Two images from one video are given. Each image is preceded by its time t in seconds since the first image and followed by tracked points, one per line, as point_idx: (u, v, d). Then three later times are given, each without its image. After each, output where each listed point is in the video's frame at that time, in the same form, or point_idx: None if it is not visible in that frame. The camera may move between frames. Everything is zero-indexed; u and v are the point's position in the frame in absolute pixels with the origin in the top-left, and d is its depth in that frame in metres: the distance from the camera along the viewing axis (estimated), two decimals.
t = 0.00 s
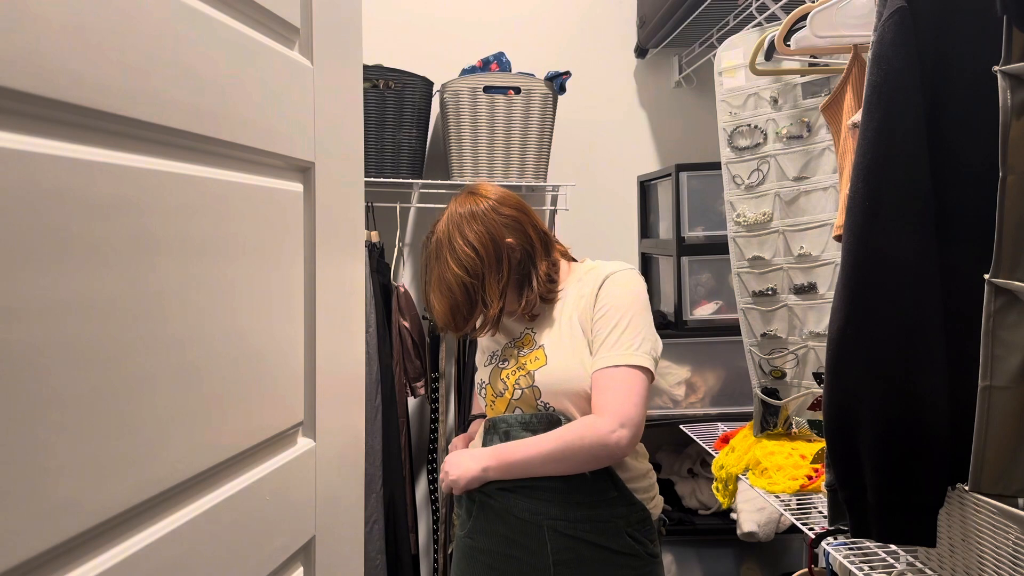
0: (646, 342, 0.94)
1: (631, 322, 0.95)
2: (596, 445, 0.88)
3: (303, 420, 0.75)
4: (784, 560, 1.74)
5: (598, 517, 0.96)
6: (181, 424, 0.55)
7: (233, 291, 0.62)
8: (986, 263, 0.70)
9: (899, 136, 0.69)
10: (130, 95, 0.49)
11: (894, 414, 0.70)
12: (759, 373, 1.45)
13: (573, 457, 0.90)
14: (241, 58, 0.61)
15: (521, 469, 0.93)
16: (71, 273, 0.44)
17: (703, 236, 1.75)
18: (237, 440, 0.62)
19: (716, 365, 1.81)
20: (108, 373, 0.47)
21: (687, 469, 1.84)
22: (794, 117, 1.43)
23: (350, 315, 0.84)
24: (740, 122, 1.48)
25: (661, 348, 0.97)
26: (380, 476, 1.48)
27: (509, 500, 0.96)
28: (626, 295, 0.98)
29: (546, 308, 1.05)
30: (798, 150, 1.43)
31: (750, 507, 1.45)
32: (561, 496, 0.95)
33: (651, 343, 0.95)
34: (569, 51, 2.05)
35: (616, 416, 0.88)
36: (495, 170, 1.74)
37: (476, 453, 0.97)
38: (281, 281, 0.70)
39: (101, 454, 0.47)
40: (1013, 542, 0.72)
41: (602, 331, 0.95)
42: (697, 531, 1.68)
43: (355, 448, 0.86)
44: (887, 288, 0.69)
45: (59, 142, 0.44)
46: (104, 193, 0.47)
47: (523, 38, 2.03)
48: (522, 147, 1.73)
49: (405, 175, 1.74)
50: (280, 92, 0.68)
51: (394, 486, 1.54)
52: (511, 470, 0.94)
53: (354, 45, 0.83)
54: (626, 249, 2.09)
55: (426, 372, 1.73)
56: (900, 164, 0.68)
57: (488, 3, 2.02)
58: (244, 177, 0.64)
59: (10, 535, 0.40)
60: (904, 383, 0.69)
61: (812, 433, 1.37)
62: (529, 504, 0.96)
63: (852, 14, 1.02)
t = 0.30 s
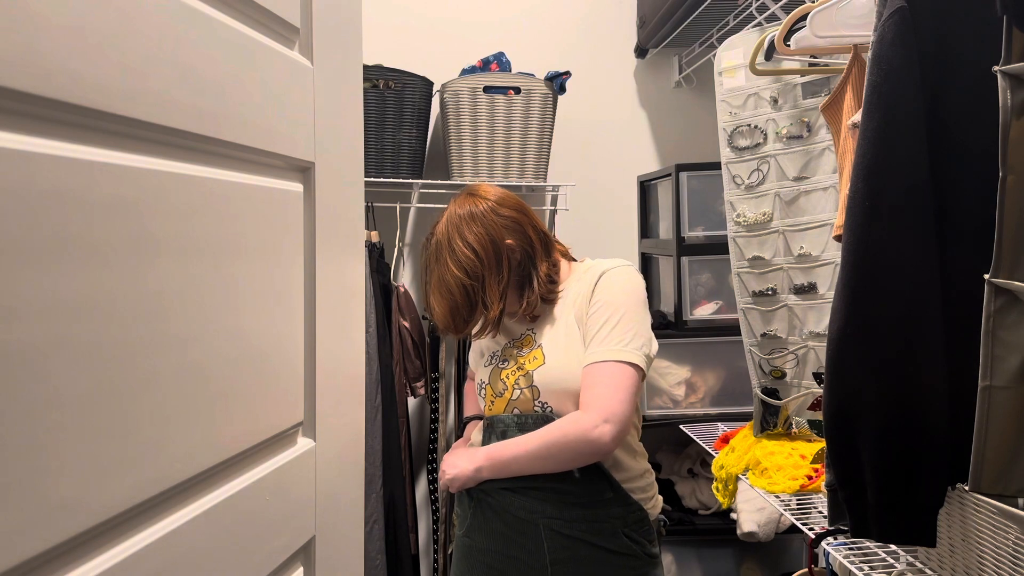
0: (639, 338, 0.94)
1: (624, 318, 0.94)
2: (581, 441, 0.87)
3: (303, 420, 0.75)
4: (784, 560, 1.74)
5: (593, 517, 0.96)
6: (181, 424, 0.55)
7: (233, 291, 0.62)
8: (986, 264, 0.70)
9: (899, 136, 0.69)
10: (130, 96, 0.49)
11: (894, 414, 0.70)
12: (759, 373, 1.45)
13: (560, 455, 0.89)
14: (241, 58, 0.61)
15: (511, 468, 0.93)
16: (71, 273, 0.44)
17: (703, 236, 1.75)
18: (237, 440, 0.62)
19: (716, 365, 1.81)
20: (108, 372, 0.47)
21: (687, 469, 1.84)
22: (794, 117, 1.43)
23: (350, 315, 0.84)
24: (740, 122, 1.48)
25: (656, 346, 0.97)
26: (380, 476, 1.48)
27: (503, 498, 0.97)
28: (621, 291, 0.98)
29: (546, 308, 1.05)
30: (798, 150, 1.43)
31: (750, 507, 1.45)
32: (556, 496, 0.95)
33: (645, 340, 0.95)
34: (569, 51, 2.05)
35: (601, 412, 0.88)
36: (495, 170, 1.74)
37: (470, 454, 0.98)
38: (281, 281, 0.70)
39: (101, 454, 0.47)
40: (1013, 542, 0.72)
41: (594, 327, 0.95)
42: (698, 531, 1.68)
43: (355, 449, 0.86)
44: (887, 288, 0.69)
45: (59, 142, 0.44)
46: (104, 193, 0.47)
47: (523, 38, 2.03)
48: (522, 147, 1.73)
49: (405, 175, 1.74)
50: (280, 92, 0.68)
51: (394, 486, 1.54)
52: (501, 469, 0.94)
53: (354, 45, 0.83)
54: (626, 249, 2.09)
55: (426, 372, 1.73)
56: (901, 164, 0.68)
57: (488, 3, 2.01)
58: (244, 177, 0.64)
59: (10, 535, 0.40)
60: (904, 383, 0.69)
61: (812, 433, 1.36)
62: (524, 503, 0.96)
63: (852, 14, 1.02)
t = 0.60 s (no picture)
0: (643, 342, 0.94)
1: (629, 323, 0.94)
2: (589, 446, 0.87)
3: (303, 420, 0.75)
4: (784, 560, 1.74)
5: (595, 519, 0.96)
6: (181, 424, 0.55)
7: (233, 292, 0.62)
8: (986, 264, 0.70)
9: (899, 136, 0.69)
10: (130, 96, 0.49)
11: (894, 415, 0.70)
12: (759, 373, 1.45)
13: (567, 460, 0.89)
14: (241, 57, 0.61)
15: (516, 475, 0.92)
16: (71, 273, 0.44)
17: (703, 236, 1.75)
18: (237, 439, 0.62)
19: (716, 365, 1.81)
20: (108, 372, 0.47)
21: (687, 469, 1.84)
22: (794, 117, 1.43)
23: (350, 315, 0.84)
24: (740, 122, 1.48)
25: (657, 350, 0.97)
26: (380, 476, 1.49)
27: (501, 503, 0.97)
28: (625, 294, 0.98)
29: (545, 308, 1.05)
30: (798, 150, 1.43)
31: (750, 507, 1.45)
32: (556, 498, 0.95)
33: (648, 344, 0.95)
34: (569, 51, 2.05)
35: (608, 417, 0.88)
36: (495, 170, 1.74)
37: (468, 460, 0.96)
38: (282, 280, 0.70)
39: (101, 453, 0.47)
40: (1013, 542, 0.72)
41: (598, 331, 0.95)
42: (698, 531, 1.68)
43: (355, 449, 0.86)
44: (887, 287, 0.69)
45: (59, 142, 0.44)
46: (104, 194, 0.47)
47: (523, 38, 2.03)
48: (522, 147, 1.73)
49: (405, 175, 1.74)
50: (280, 92, 0.68)
51: (394, 487, 1.54)
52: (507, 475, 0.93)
53: (354, 45, 0.83)
54: (626, 249, 2.09)
55: (426, 372, 1.73)
56: (901, 164, 0.68)
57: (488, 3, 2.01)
58: (244, 177, 0.64)
59: (10, 535, 0.40)
60: (904, 383, 0.69)
61: (812, 433, 1.36)
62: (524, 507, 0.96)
63: (852, 14, 1.02)
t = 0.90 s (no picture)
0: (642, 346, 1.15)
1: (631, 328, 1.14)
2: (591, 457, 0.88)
3: (303, 420, 0.75)
4: (785, 560, 1.74)
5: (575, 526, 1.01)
6: (181, 424, 0.55)
7: (234, 292, 0.62)
8: (985, 264, 0.70)
9: (899, 136, 0.69)
10: (129, 96, 0.49)
11: (894, 415, 0.70)
12: (759, 373, 1.45)
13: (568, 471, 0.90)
14: (241, 58, 0.61)
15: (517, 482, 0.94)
16: (70, 273, 0.44)
17: (703, 236, 1.75)
18: (237, 439, 0.62)
19: (716, 365, 1.81)
20: (107, 372, 0.47)
21: (686, 469, 1.84)
22: (794, 117, 1.43)
23: (350, 315, 0.84)
24: (741, 122, 1.48)
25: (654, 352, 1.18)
26: (380, 476, 1.48)
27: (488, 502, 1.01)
28: (615, 298, 1.14)
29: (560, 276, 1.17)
30: (798, 150, 1.43)
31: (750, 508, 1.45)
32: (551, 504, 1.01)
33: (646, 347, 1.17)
34: (569, 51, 2.05)
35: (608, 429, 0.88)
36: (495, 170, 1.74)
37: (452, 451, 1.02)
38: (282, 280, 0.70)
39: (102, 453, 0.47)
40: (1013, 542, 0.72)
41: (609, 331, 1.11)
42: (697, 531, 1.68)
43: (356, 449, 0.86)
44: (888, 287, 0.69)
45: (58, 142, 0.44)
46: (103, 193, 0.47)
47: (523, 37, 2.03)
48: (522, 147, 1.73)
49: (405, 175, 1.74)
50: (280, 92, 0.68)
51: (394, 487, 1.54)
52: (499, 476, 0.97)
53: (354, 45, 0.83)
54: (626, 249, 2.09)
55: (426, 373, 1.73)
56: (901, 164, 0.68)
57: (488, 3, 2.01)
58: (245, 177, 0.64)
59: (10, 535, 0.40)
60: (905, 382, 0.69)
61: (812, 433, 1.36)
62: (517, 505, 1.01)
63: (853, 14, 1.02)
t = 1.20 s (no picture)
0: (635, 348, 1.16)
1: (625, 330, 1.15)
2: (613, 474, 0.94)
3: (303, 420, 0.75)
4: (785, 560, 1.74)
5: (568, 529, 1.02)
6: (180, 424, 0.55)
7: (234, 292, 0.62)
8: (985, 264, 0.70)
9: (899, 136, 0.69)
10: (129, 96, 0.49)
11: (894, 415, 0.70)
12: (759, 373, 1.45)
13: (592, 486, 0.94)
14: (241, 58, 0.61)
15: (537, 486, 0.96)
16: (70, 273, 0.44)
17: (703, 236, 1.75)
18: (237, 439, 0.62)
19: (716, 364, 1.81)
20: (107, 372, 0.47)
21: (687, 469, 1.84)
22: (794, 117, 1.43)
23: (350, 314, 0.84)
24: (741, 122, 1.48)
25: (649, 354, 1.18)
26: (380, 476, 1.48)
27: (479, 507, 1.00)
28: (607, 298, 1.14)
29: (554, 277, 1.17)
30: (798, 150, 1.43)
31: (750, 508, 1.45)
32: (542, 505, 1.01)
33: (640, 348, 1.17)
34: (569, 51, 2.05)
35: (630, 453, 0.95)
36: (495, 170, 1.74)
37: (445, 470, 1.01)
38: (281, 280, 0.70)
39: (101, 453, 0.47)
40: (1013, 542, 0.72)
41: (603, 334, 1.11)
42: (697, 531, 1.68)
43: (355, 449, 0.86)
44: (888, 286, 0.69)
45: (58, 141, 0.44)
46: (102, 193, 0.47)
47: (523, 37, 2.03)
48: (522, 147, 1.73)
49: (405, 175, 1.74)
50: (280, 92, 0.68)
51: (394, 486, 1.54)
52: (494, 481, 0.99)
53: (354, 45, 0.83)
54: (626, 249, 2.09)
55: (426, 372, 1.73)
56: (901, 164, 0.68)
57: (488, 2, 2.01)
58: (245, 177, 0.64)
59: (10, 535, 0.40)
60: (905, 382, 0.69)
61: (811, 433, 1.36)
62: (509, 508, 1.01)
63: (853, 14, 1.02)
